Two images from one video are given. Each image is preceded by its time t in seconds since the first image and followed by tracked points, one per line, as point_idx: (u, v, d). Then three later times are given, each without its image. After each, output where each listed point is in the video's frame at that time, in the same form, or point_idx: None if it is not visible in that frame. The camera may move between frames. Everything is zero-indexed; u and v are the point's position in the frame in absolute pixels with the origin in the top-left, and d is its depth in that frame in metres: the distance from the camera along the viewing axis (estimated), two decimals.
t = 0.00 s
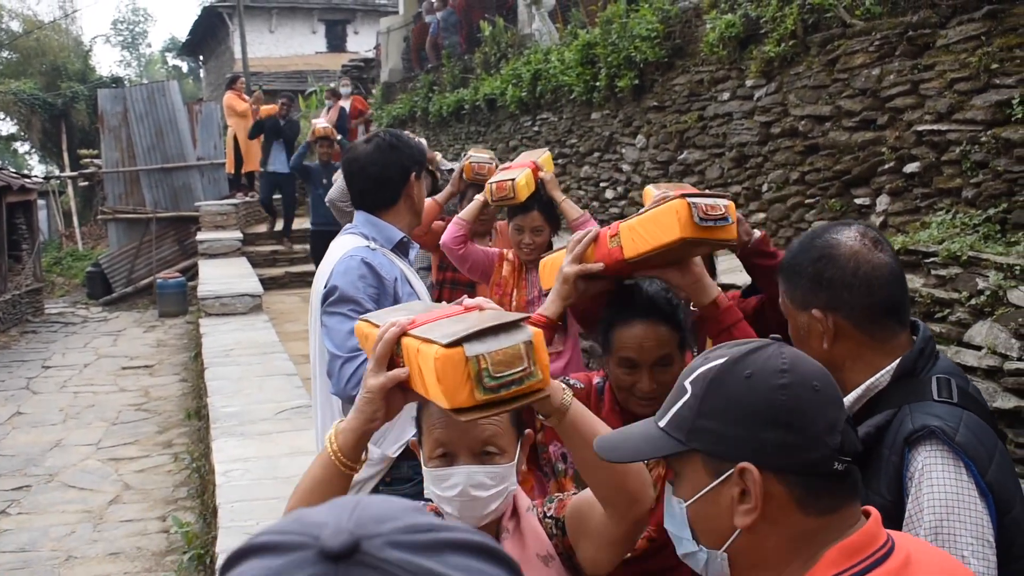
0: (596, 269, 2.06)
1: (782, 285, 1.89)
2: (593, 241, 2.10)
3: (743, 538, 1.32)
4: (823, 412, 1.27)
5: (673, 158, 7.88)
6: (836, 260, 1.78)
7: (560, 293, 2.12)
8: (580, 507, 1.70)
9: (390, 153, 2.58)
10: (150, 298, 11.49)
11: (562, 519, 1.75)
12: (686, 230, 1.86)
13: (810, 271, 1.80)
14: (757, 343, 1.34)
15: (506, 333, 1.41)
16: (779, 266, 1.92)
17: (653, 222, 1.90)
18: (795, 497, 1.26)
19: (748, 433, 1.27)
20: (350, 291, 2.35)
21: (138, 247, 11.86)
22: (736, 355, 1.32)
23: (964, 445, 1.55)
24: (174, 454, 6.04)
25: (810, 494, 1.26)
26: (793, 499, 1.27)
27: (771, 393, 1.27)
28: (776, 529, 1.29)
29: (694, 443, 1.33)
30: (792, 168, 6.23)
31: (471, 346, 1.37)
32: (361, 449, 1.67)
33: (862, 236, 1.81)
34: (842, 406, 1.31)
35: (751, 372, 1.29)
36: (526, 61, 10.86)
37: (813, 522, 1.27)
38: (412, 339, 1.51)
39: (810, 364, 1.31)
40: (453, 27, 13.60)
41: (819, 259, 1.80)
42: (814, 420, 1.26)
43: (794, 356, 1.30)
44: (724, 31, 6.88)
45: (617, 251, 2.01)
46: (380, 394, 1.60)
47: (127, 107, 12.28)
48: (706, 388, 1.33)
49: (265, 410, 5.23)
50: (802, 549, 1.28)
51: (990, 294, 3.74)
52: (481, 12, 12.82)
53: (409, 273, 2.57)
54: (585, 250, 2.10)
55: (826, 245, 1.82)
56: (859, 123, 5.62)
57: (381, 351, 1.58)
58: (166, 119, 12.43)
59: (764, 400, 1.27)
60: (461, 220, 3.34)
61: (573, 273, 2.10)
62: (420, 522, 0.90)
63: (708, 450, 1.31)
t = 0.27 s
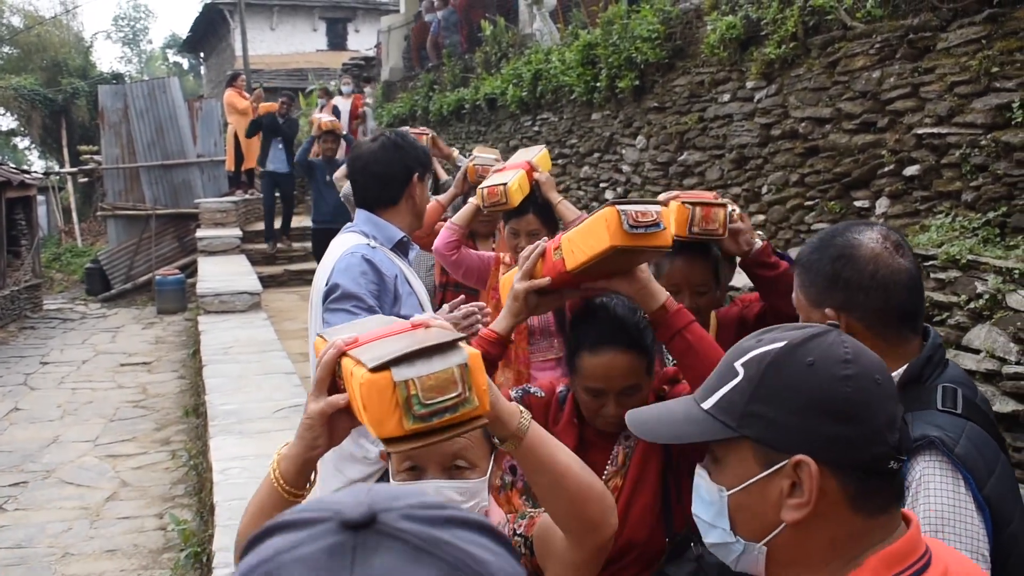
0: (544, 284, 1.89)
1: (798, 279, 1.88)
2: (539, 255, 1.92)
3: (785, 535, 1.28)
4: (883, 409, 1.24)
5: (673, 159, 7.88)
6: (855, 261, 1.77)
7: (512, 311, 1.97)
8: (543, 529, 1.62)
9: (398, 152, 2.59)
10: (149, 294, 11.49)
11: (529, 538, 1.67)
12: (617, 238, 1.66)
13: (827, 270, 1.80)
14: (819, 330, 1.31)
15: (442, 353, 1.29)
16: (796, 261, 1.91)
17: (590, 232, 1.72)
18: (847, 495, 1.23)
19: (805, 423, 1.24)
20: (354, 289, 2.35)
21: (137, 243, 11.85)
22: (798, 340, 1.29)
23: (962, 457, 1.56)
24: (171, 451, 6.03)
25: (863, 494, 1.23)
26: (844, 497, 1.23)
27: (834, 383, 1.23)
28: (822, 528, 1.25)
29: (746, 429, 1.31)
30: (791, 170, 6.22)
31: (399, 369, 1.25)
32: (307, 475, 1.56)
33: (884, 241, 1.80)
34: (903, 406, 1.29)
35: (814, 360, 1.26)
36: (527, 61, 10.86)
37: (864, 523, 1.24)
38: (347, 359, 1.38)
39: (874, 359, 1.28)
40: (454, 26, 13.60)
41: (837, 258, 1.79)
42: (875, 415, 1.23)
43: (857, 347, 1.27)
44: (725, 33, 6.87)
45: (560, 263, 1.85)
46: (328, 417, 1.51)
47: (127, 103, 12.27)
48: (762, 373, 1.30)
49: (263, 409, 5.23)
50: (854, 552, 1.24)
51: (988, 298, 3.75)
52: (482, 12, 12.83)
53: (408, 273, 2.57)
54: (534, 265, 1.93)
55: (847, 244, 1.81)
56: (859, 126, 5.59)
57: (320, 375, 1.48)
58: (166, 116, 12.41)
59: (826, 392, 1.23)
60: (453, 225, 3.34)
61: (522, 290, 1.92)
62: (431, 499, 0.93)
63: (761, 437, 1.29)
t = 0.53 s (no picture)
0: (507, 297, 1.82)
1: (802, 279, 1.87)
2: (498, 267, 1.86)
3: (814, 536, 1.25)
4: (925, 423, 1.14)
5: (670, 159, 7.88)
6: (858, 262, 1.77)
7: (475, 326, 1.88)
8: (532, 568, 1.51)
9: (412, 155, 2.59)
10: (146, 295, 11.48)
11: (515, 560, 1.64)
12: (577, 244, 1.66)
13: (830, 270, 1.79)
14: (888, 324, 1.24)
15: (399, 385, 1.16)
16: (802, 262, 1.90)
17: (548, 238, 1.71)
18: (867, 502, 1.18)
19: (832, 423, 1.20)
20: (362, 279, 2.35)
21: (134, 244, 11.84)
22: (851, 333, 1.24)
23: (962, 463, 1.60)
24: (168, 452, 6.03)
25: (888, 506, 1.17)
26: (864, 502, 1.18)
27: (865, 384, 1.18)
28: (845, 532, 1.21)
29: (781, 416, 1.29)
30: (789, 170, 6.23)
31: (346, 407, 1.13)
32: (269, 515, 1.34)
33: (885, 243, 1.80)
34: (972, 422, 1.16)
35: (854, 356, 1.21)
36: (524, 61, 10.86)
37: (892, 537, 1.17)
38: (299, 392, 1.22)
39: (940, 364, 1.17)
40: (451, 27, 13.61)
41: (840, 259, 1.79)
42: (912, 428, 1.14)
43: (910, 348, 1.18)
44: (722, 33, 6.88)
45: (523, 274, 1.79)
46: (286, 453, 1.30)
47: (124, 104, 12.25)
48: (808, 363, 1.27)
49: (261, 409, 5.22)
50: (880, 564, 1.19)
51: (986, 298, 3.74)
52: (480, 12, 12.83)
53: (412, 276, 2.59)
54: (494, 278, 1.86)
55: (849, 245, 1.81)
56: (857, 126, 5.59)
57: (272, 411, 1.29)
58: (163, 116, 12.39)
59: (857, 394, 1.18)
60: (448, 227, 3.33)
61: (485, 305, 1.84)
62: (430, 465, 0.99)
63: (792, 428, 1.27)
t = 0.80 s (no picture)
0: (509, 298, 1.81)
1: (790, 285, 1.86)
2: (500, 267, 1.84)
3: (838, 553, 1.24)
4: (952, 444, 1.12)
5: (668, 158, 7.87)
6: (838, 262, 1.76)
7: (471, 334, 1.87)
8: None
9: (441, 165, 2.62)
10: (143, 294, 11.46)
11: None
12: (616, 236, 1.67)
13: (812, 270, 1.79)
14: (921, 334, 1.21)
15: (376, 404, 1.08)
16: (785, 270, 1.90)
17: (580, 230, 1.71)
18: (891, 521, 1.17)
19: (856, 438, 1.19)
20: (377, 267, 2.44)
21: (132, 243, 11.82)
22: (881, 344, 1.22)
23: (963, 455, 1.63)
24: (166, 451, 6.02)
25: (911, 527, 1.15)
26: (887, 522, 1.17)
27: (890, 400, 1.16)
28: (867, 551, 1.19)
29: (810, 426, 1.28)
30: (786, 169, 6.23)
31: (312, 427, 1.06)
32: (245, 544, 1.31)
33: (866, 238, 1.81)
34: (1005, 442, 1.13)
35: (881, 369, 1.19)
36: (522, 61, 10.85)
37: (915, 557, 1.16)
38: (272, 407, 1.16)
39: (969, 379, 1.15)
40: (448, 25, 13.60)
41: (822, 259, 1.79)
42: (937, 448, 1.12)
43: (939, 362, 1.16)
44: (720, 32, 6.87)
45: (532, 272, 1.78)
46: (261, 477, 1.25)
47: (121, 103, 12.24)
48: (838, 373, 1.26)
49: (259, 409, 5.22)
50: None
51: (983, 297, 3.74)
52: (477, 11, 12.82)
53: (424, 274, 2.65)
54: (494, 280, 1.83)
55: (830, 246, 1.81)
56: (854, 125, 5.58)
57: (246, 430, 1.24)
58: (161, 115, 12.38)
59: (881, 409, 1.17)
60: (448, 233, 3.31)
61: (485, 308, 1.83)
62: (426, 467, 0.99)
63: (819, 442, 1.25)
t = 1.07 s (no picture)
0: (553, 304, 1.71)
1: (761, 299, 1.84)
2: (542, 271, 1.73)
3: (817, 552, 1.20)
4: (908, 422, 1.09)
5: (665, 159, 7.87)
6: (809, 263, 1.76)
7: (505, 345, 1.75)
8: None
9: (449, 173, 2.61)
10: (139, 293, 11.44)
11: None
12: (692, 251, 1.58)
13: (784, 277, 1.78)
14: (875, 330, 1.21)
15: (362, 414, 1.11)
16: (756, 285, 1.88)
17: (652, 236, 1.60)
18: (862, 507, 1.13)
19: (819, 431, 1.18)
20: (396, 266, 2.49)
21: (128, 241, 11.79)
22: (837, 343, 1.22)
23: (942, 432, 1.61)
24: (161, 449, 6.00)
25: (881, 511, 1.12)
26: (859, 508, 1.14)
27: (847, 389, 1.15)
28: (844, 543, 1.16)
29: (777, 430, 1.27)
30: (783, 170, 6.23)
31: (295, 441, 1.07)
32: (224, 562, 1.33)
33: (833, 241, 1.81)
34: (962, 419, 1.10)
35: (837, 363, 1.18)
36: (519, 60, 10.84)
37: (888, 543, 1.12)
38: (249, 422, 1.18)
39: (924, 364, 1.13)
40: (446, 25, 13.60)
41: (792, 264, 1.78)
42: (893, 429, 1.10)
43: (892, 349, 1.15)
44: (718, 33, 6.86)
45: (581, 280, 1.69)
46: (237, 494, 1.29)
47: (118, 101, 12.21)
48: (803, 376, 1.25)
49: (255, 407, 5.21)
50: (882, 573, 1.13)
51: (980, 298, 3.74)
52: (475, 10, 12.81)
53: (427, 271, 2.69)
54: (533, 284, 1.73)
55: (797, 252, 1.80)
56: (851, 126, 5.58)
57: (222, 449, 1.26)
58: (157, 113, 12.35)
59: (840, 399, 1.15)
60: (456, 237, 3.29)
61: (526, 313, 1.72)
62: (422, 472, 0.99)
63: (788, 441, 1.23)
